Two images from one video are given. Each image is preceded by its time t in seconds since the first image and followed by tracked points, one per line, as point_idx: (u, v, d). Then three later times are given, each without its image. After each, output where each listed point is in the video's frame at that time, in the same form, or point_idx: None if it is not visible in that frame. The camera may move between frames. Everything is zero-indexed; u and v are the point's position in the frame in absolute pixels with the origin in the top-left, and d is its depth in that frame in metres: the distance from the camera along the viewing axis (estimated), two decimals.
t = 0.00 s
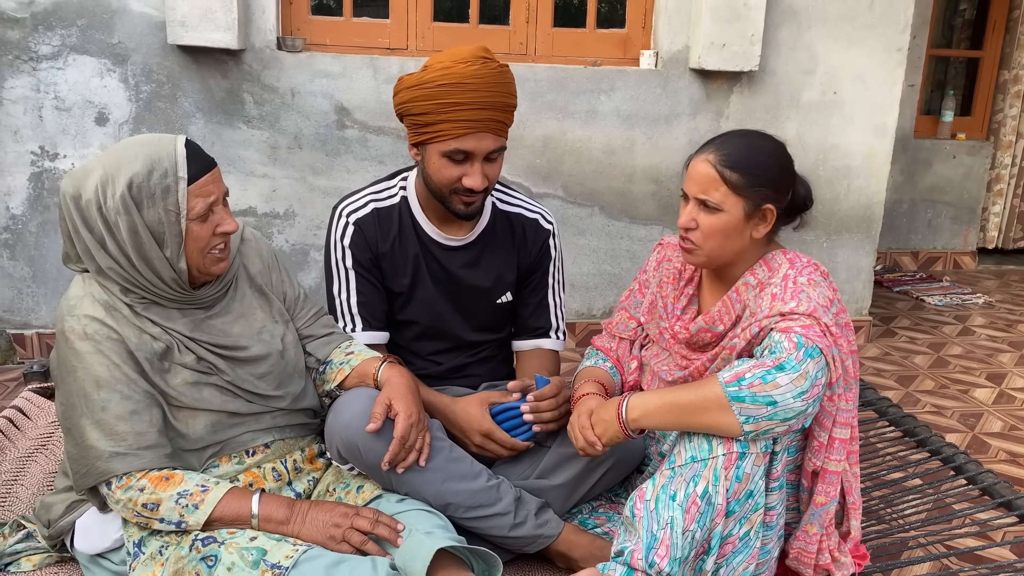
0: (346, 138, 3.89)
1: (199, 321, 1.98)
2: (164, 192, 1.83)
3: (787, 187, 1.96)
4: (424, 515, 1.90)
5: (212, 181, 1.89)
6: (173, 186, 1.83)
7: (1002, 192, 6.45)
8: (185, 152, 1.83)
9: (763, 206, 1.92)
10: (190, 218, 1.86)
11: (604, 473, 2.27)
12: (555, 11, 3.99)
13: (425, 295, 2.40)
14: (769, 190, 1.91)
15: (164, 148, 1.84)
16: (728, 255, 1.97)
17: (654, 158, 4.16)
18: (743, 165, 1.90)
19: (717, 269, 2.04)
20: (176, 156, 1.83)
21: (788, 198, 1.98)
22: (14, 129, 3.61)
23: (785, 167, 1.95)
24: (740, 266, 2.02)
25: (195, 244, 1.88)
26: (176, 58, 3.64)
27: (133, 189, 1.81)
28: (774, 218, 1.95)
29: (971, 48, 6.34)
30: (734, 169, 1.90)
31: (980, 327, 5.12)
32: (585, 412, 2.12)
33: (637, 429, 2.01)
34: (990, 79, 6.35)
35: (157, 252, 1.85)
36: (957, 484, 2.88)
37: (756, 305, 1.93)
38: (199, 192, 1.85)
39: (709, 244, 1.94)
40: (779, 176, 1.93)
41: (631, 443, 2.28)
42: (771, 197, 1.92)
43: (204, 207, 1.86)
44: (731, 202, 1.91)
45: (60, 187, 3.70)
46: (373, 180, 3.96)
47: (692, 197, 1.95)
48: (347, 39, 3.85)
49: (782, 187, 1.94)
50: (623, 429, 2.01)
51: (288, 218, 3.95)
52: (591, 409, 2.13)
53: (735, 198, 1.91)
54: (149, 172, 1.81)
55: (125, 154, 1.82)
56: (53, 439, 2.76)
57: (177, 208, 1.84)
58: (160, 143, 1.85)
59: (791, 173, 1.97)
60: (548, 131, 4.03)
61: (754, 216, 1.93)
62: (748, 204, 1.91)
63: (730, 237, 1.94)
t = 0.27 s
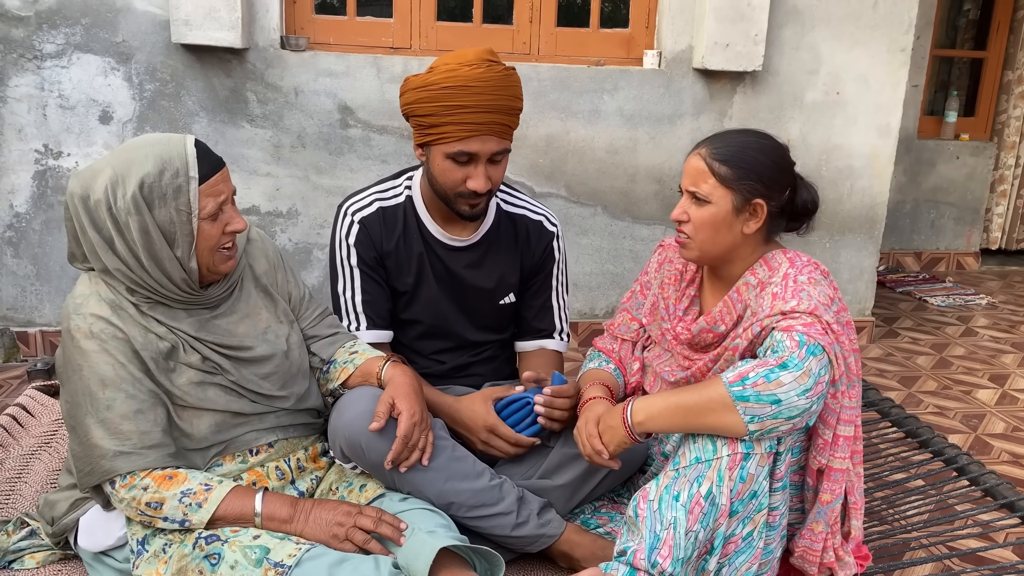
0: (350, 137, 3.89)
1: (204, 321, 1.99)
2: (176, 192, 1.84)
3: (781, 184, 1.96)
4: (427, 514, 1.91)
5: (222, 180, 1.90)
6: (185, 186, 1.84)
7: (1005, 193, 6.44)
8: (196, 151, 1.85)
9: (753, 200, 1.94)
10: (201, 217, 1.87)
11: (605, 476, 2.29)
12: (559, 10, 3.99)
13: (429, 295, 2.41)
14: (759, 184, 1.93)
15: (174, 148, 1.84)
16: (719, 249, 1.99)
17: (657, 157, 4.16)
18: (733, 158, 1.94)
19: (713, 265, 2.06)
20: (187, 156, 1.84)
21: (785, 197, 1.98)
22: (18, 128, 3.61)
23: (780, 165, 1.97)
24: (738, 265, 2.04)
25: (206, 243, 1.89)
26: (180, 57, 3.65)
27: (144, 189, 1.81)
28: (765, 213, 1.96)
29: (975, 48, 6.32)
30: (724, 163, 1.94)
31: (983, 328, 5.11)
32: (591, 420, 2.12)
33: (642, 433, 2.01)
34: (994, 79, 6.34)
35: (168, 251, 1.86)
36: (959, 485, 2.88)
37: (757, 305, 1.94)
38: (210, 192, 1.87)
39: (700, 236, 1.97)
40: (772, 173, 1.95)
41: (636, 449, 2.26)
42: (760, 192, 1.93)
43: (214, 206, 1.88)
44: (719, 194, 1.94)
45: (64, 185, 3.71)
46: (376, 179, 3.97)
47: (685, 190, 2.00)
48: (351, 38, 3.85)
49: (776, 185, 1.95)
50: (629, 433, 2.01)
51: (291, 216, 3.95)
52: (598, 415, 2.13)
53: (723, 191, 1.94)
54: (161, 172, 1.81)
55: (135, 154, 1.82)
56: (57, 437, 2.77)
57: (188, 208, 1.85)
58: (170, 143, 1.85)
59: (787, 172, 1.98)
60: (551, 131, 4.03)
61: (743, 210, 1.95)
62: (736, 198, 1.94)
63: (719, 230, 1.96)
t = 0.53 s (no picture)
0: (351, 137, 3.89)
1: (204, 320, 1.99)
2: (177, 190, 1.84)
3: (772, 181, 1.96)
4: (427, 514, 1.90)
5: (223, 179, 1.90)
6: (185, 185, 1.84)
7: (1007, 194, 6.44)
8: (196, 150, 1.84)
9: (744, 196, 1.94)
10: (202, 216, 1.87)
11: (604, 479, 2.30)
12: (561, 9, 3.99)
13: (430, 295, 2.40)
14: (748, 180, 1.93)
15: (175, 147, 1.84)
16: (710, 246, 1.99)
17: (658, 157, 4.16)
18: (723, 155, 1.94)
19: (707, 264, 2.06)
20: (188, 154, 1.84)
21: (776, 194, 1.98)
22: (20, 126, 3.61)
23: (771, 162, 1.96)
24: (732, 262, 2.03)
25: (207, 242, 1.89)
26: (182, 56, 3.65)
27: (145, 188, 1.81)
28: (756, 209, 1.95)
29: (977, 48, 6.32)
30: (713, 158, 1.95)
31: (985, 328, 5.10)
32: (592, 424, 2.12)
33: (643, 435, 2.01)
34: (996, 80, 6.33)
35: (169, 250, 1.86)
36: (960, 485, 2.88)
37: (753, 304, 1.94)
38: (211, 190, 1.87)
39: (692, 231, 1.98)
40: (763, 169, 1.95)
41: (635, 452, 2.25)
42: (750, 187, 1.94)
43: (215, 205, 1.88)
44: (709, 190, 1.95)
45: (66, 184, 3.71)
46: (377, 179, 3.97)
47: (677, 187, 2.00)
48: (352, 37, 3.85)
49: (766, 181, 1.95)
50: (628, 435, 2.01)
51: (293, 215, 3.95)
52: (599, 418, 2.13)
53: (713, 186, 1.94)
54: (162, 171, 1.81)
55: (136, 154, 1.82)
56: (57, 435, 2.78)
57: (190, 206, 1.85)
58: (171, 141, 1.85)
59: (779, 169, 1.98)
60: (553, 130, 4.03)
61: (733, 206, 1.95)
62: (726, 193, 1.94)
63: (710, 226, 1.96)
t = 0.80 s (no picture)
0: (352, 137, 3.89)
1: (205, 320, 1.99)
2: (178, 190, 1.84)
3: (770, 179, 1.96)
4: (427, 513, 1.91)
5: (224, 179, 1.91)
6: (186, 185, 1.84)
7: (1009, 194, 6.44)
8: (197, 150, 1.85)
9: (741, 194, 1.94)
10: (203, 215, 1.87)
11: (604, 479, 2.31)
12: (562, 9, 3.99)
13: (429, 294, 2.40)
14: (746, 177, 1.93)
15: (176, 147, 1.85)
16: (709, 245, 1.98)
17: (660, 157, 4.16)
18: (720, 153, 1.95)
19: (706, 264, 2.06)
20: (188, 154, 1.85)
21: (774, 192, 1.98)
22: (21, 126, 3.62)
23: (768, 160, 1.97)
24: (731, 262, 2.03)
25: (208, 242, 1.90)
26: (183, 56, 3.65)
27: (146, 188, 1.82)
28: (753, 206, 1.96)
29: (979, 48, 6.31)
30: (710, 157, 1.95)
31: (986, 328, 5.10)
32: (595, 425, 2.13)
33: (643, 436, 2.01)
34: (998, 79, 6.32)
35: (171, 250, 1.87)
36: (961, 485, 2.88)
37: (751, 303, 1.94)
38: (212, 190, 1.87)
39: (690, 229, 1.98)
40: (760, 167, 1.95)
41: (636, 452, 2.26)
42: (748, 185, 1.94)
43: (216, 204, 1.88)
44: (706, 188, 1.95)
45: (67, 184, 3.71)
46: (378, 179, 3.97)
47: (674, 186, 2.01)
48: (353, 37, 3.86)
49: (764, 178, 1.95)
50: (628, 436, 2.01)
51: (294, 215, 3.96)
52: (601, 420, 2.13)
53: (711, 184, 1.94)
54: (163, 171, 1.82)
55: (137, 154, 1.83)
56: (58, 436, 2.79)
57: (191, 206, 1.86)
58: (172, 141, 1.85)
59: (777, 167, 1.98)
60: (554, 130, 4.03)
61: (731, 204, 1.95)
62: (723, 190, 1.94)
63: (708, 224, 1.96)
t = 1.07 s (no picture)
0: (354, 138, 3.90)
1: (210, 319, 2.00)
2: (184, 192, 1.85)
3: (773, 179, 1.96)
4: (428, 514, 1.91)
5: (230, 181, 1.92)
6: (193, 187, 1.85)
7: (1011, 194, 6.43)
8: (203, 152, 1.86)
9: (743, 194, 1.94)
10: (210, 217, 1.88)
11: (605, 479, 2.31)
12: (563, 10, 3.99)
13: (431, 294, 2.41)
14: (748, 177, 1.94)
15: (182, 149, 1.86)
16: (711, 245, 1.99)
17: (661, 158, 4.16)
18: (722, 153, 1.95)
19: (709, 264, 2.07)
20: (195, 157, 1.86)
21: (777, 193, 1.98)
22: (24, 128, 3.63)
23: (771, 161, 1.97)
24: (734, 263, 2.04)
25: (214, 244, 1.91)
26: (185, 57, 3.66)
27: (153, 190, 1.83)
28: (756, 207, 1.96)
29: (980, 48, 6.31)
30: (713, 157, 1.96)
31: (987, 328, 5.10)
32: (596, 425, 2.14)
33: (644, 437, 2.01)
34: (999, 79, 6.32)
35: (177, 252, 1.88)
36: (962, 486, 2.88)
37: (754, 305, 1.94)
38: (219, 192, 1.89)
39: (693, 229, 1.98)
40: (763, 167, 1.95)
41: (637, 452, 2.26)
42: (751, 185, 1.94)
43: (222, 206, 1.90)
44: (709, 188, 1.95)
45: (69, 185, 3.72)
46: (380, 180, 3.98)
47: (676, 185, 2.01)
48: (355, 38, 3.86)
49: (767, 178, 1.96)
50: (630, 436, 2.01)
51: (295, 216, 3.96)
52: (602, 420, 2.15)
53: (714, 184, 1.95)
54: (170, 174, 1.83)
55: (143, 156, 1.84)
56: (60, 436, 2.80)
57: (197, 208, 1.87)
58: (178, 144, 1.87)
59: (780, 168, 1.99)
60: (555, 131, 4.03)
61: (733, 205, 1.95)
62: (726, 190, 1.94)
63: (710, 224, 1.97)
